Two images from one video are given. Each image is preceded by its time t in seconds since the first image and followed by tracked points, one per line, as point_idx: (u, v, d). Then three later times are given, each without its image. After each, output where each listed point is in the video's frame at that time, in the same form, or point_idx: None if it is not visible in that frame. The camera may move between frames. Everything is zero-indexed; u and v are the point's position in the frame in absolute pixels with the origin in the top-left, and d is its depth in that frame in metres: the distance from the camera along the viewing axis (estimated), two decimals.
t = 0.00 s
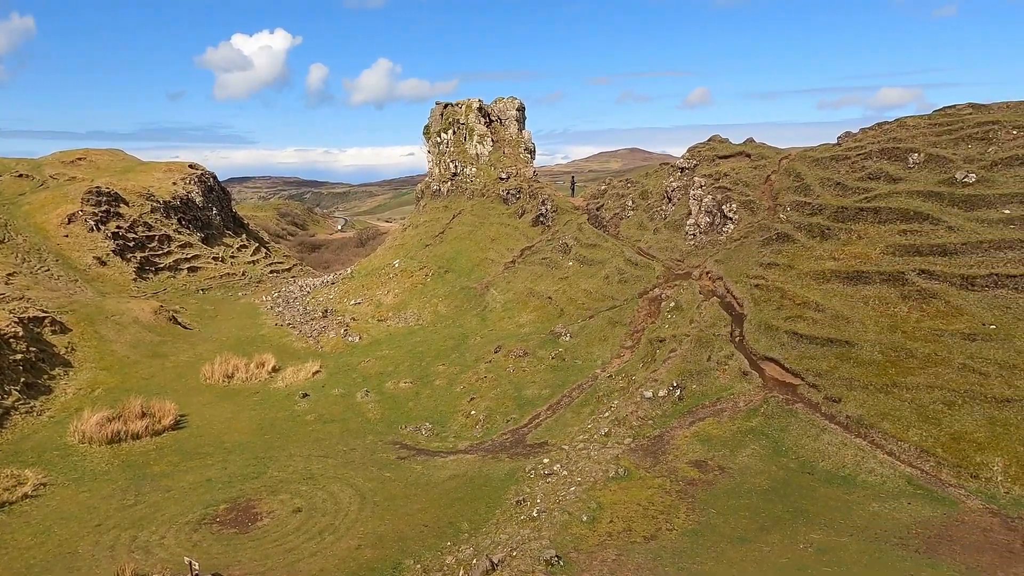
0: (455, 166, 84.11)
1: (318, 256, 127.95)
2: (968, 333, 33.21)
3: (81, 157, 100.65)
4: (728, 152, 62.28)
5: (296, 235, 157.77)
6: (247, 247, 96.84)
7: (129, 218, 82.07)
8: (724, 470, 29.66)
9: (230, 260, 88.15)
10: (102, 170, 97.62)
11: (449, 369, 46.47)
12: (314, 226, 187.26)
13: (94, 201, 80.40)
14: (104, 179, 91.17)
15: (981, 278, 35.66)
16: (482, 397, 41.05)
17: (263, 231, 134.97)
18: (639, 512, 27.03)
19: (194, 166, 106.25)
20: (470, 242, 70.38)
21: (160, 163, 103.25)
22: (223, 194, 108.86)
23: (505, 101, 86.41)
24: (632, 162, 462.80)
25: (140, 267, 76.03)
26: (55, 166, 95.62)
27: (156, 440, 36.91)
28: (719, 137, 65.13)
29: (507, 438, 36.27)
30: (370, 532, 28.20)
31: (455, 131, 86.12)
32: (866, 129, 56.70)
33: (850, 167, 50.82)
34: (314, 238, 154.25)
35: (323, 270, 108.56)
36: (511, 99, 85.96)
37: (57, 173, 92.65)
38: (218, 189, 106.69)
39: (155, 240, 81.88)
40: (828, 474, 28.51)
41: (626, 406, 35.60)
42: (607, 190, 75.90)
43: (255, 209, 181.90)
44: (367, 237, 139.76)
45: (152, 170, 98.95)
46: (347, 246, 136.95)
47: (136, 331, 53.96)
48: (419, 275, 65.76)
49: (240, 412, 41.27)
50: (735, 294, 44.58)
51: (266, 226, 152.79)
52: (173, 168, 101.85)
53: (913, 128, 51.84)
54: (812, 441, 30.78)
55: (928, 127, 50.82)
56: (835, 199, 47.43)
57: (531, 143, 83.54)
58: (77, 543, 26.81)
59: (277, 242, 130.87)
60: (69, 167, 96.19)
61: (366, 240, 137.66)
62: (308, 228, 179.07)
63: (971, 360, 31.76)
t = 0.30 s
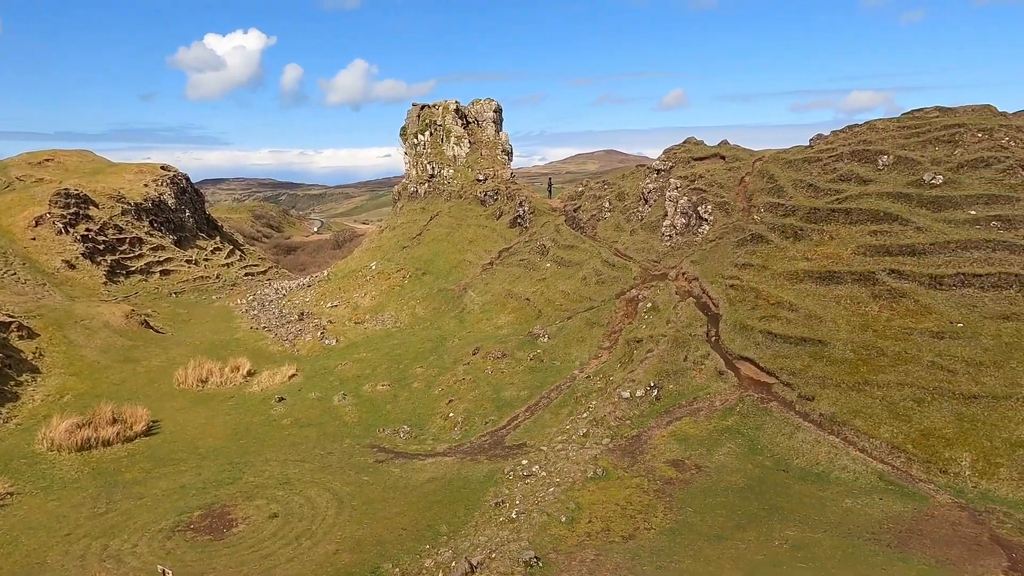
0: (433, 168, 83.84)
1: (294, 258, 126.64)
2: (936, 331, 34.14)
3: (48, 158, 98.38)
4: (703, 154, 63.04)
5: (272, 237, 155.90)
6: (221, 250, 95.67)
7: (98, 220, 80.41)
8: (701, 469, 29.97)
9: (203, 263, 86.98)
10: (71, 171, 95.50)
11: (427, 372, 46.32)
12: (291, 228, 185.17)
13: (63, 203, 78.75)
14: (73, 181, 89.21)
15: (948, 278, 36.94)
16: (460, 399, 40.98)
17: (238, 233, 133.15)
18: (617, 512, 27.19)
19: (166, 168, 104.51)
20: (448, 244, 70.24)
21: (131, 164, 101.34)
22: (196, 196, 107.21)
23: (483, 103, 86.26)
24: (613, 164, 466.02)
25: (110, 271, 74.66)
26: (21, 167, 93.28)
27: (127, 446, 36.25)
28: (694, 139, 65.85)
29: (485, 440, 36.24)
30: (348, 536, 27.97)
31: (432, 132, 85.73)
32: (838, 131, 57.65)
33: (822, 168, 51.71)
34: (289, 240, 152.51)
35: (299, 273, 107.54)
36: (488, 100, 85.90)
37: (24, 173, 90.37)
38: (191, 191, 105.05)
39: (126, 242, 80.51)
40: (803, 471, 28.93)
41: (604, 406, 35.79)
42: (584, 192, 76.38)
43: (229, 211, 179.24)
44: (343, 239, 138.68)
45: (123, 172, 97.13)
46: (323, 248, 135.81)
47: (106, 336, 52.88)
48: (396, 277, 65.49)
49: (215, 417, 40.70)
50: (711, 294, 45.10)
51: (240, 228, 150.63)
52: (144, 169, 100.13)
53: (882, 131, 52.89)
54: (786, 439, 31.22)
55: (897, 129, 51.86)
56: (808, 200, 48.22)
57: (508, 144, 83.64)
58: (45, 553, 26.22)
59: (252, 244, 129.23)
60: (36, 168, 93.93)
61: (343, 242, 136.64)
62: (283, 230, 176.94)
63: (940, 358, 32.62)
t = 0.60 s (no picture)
0: (414, 169, 83.60)
1: (274, 260, 125.58)
2: (911, 330, 34.76)
3: (20, 159, 96.44)
4: (682, 155, 63.57)
5: (252, 239, 154.23)
6: (199, 251, 94.58)
7: (72, 221, 78.80)
8: (682, 467, 30.21)
9: (180, 266, 85.99)
10: (44, 172, 93.71)
11: (408, 373, 46.16)
12: (270, 229, 183.35)
13: (36, 205, 77.32)
14: (46, 182, 87.49)
15: (922, 277, 37.64)
16: (442, 401, 40.88)
17: (216, 235, 131.63)
18: (599, 512, 27.30)
19: (142, 169, 103.09)
20: (429, 245, 70.10)
21: (106, 165, 99.81)
22: (173, 198, 105.85)
23: (463, 104, 85.54)
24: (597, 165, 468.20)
25: (85, 274, 73.50)
26: None
27: (103, 452, 35.71)
28: (673, 140, 66.43)
29: (468, 442, 36.20)
30: (329, 540, 27.75)
31: (413, 133, 85.74)
32: (814, 133, 58.40)
33: (799, 170, 52.35)
34: (268, 242, 151.11)
35: (279, 275, 106.71)
36: (469, 102, 85.34)
37: None
38: (168, 192, 103.72)
39: (102, 244, 79.18)
40: (782, 469, 29.26)
41: (586, 407, 35.92)
42: (565, 193, 76.70)
43: (207, 212, 176.93)
44: (323, 241, 137.64)
45: (97, 173, 95.61)
46: (303, 250, 134.83)
47: (80, 340, 51.98)
48: (377, 279, 65.23)
49: (193, 421, 40.24)
50: (691, 294, 45.49)
51: (218, 229, 148.84)
52: (120, 170, 98.71)
53: (858, 133, 53.63)
54: (766, 438, 31.55)
55: (872, 131, 52.61)
56: (786, 201, 48.81)
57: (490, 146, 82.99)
58: (18, 561, 25.73)
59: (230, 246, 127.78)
60: (7, 169, 92.03)
61: (323, 244, 135.67)
62: (262, 231, 175.16)
63: (915, 356, 33.19)
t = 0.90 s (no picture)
0: (389, 170, 83.14)
1: (247, 262, 123.93)
2: (879, 328, 35.52)
3: None
4: (656, 157, 64.18)
5: (224, 241, 151.79)
6: (169, 254, 93.16)
7: (37, 223, 76.77)
8: (658, 466, 30.48)
9: (150, 269, 84.51)
10: (7, 173, 91.17)
11: (384, 376, 45.93)
12: (243, 231, 181.00)
13: None
14: (9, 183, 85.14)
15: (889, 277, 38.53)
16: (419, 403, 40.73)
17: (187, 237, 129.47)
18: (576, 512, 27.43)
19: (110, 170, 101.02)
20: (405, 246, 69.84)
21: (72, 166, 97.54)
22: (143, 200, 103.88)
23: (438, 105, 85.51)
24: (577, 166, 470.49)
25: (51, 277, 71.79)
26: None
27: (70, 459, 34.94)
28: (648, 142, 67.07)
29: (444, 444, 36.12)
30: (305, 545, 27.46)
31: (388, 134, 85.42)
32: (784, 135, 59.35)
33: (771, 171, 53.13)
34: (241, 244, 149.02)
35: (252, 278, 105.37)
36: (444, 103, 85.38)
37: None
38: (137, 194, 101.82)
39: (68, 247, 77.37)
40: (755, 466, 29.67)
41: (562, 407, 36.07)
42: (541, 194, 76.98)
43: (178, 214, 173.62)
44: (298, 242, 136.22)
45: (63, 174, 93.43)
46: (277, 252, 133.37)
47: (46, 345, 50.71)
48: (352, 281, 64.80)
49: (164, 426, 39.57)
50: (666, 295, 45.97)
51: (189, 232, 146.42)
52: (87, 171, 96.58)
53: (827, 134, 54.55)
54: (740, 436, 31.96)
55: (841, 133, 53.56)
56: (758, 202, 49.54)
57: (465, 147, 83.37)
58: None
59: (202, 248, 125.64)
60: None
61: (297, 246, 134.23)
62: (235, 233, 172.68)
63: (883, 354, 33.91)
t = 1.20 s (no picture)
0: (368, 171, 82.74)
1: (224, 264, 122.51)
2: (854, 327, 36.10)
3: None
4: (635, 158, 64.68)
5: (200, 242, 149.70)
6: (144, 256, 91.86)
7: (8, 224, 75.21)
8: (638, 465, 30.70)
9: (124, 271, 83.24)
10: None
11: (364, 378, 45.71)
12: (221, 233, 178.90)
13: None
14: None
15: (864, 276, 39.20)
16: (400, 405, 40.60)
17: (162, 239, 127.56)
18: (557, 512, 27.52)
19: (83, 170, 99.24)
20: (384, 248, 69.57)
21: (43, 166, 95.62)
22: (116, 201, 102.18)
23: (418, 105, 85.34)
24: (561, 166, 471.99)
25: (21, 280, 70.36)
26: None
27: (42, 466, 34.24)
28: (627, 143, 67.57)
29: (425, 445, 36.05)
30: (284, 549, 27.21)
31: (366, 135, 85.04)
32: (761, 136, 60.04)
33: (748, 172, 53.77)
34: (218, 246, 147.14)
35: (229, 280, 104.19)
36: (424, 104, 85.23)
37: None
38: (110, 195, 100.17)
39: (40, 249, 75.89)
40: (734, 464, 30.00)
41: (543, 407, 36.18)
42: (521, 195, 77.16)
43: (152, 215, 170.82)
44: (276, 244, 134.93)
45: (34, 175, 91.55)
46: (254, 254, 131.99)
47: (15, 349, 49.63)
48: (332, 282, 64.38)
49: (139, 431, 38.99)
50: (646, 295, 46.35)
51: (164, 233, 144.21)
52: (58, 172, 94.78)
53: (802, 136, 55.32)
54: (718, 434, 32.29)
55: (815, 135, 54.34)
56: (735, 203, 50.09)
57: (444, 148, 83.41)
58: None
59: (177, 250, 123.86)
60: None
61: (275, 247, 133.01)
62: (212, 235, 170.46)
63: (858, 352, 34.47)
